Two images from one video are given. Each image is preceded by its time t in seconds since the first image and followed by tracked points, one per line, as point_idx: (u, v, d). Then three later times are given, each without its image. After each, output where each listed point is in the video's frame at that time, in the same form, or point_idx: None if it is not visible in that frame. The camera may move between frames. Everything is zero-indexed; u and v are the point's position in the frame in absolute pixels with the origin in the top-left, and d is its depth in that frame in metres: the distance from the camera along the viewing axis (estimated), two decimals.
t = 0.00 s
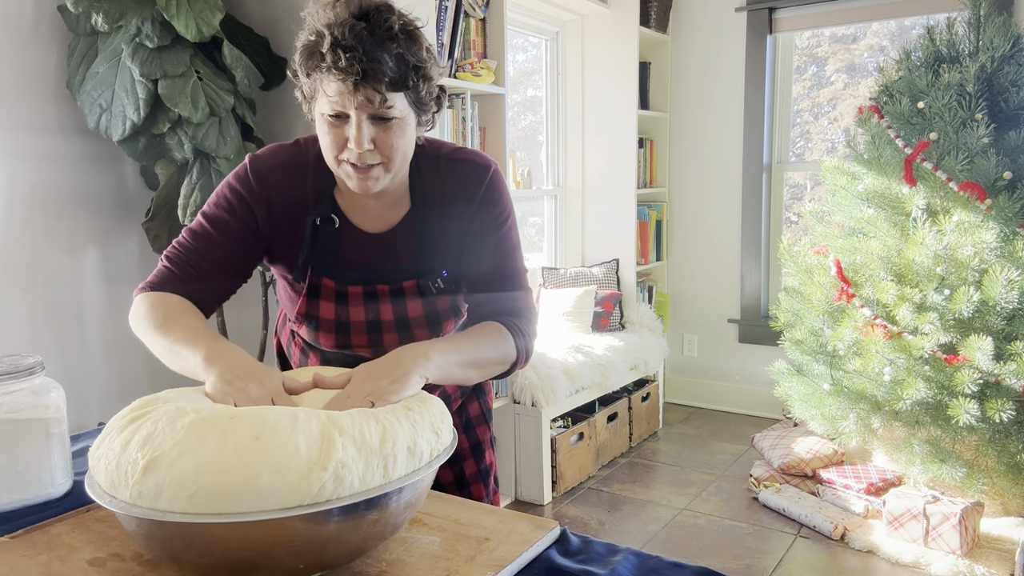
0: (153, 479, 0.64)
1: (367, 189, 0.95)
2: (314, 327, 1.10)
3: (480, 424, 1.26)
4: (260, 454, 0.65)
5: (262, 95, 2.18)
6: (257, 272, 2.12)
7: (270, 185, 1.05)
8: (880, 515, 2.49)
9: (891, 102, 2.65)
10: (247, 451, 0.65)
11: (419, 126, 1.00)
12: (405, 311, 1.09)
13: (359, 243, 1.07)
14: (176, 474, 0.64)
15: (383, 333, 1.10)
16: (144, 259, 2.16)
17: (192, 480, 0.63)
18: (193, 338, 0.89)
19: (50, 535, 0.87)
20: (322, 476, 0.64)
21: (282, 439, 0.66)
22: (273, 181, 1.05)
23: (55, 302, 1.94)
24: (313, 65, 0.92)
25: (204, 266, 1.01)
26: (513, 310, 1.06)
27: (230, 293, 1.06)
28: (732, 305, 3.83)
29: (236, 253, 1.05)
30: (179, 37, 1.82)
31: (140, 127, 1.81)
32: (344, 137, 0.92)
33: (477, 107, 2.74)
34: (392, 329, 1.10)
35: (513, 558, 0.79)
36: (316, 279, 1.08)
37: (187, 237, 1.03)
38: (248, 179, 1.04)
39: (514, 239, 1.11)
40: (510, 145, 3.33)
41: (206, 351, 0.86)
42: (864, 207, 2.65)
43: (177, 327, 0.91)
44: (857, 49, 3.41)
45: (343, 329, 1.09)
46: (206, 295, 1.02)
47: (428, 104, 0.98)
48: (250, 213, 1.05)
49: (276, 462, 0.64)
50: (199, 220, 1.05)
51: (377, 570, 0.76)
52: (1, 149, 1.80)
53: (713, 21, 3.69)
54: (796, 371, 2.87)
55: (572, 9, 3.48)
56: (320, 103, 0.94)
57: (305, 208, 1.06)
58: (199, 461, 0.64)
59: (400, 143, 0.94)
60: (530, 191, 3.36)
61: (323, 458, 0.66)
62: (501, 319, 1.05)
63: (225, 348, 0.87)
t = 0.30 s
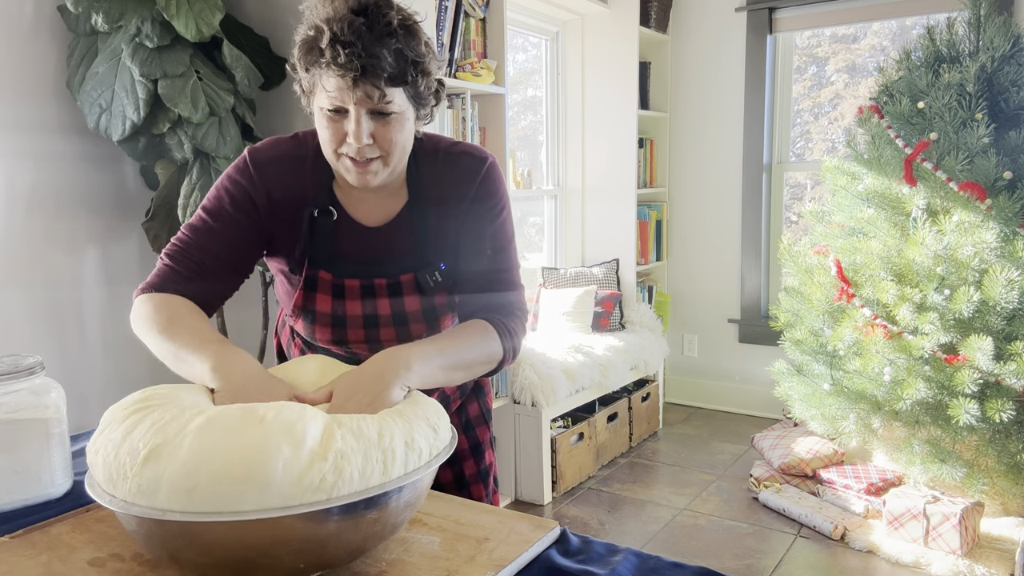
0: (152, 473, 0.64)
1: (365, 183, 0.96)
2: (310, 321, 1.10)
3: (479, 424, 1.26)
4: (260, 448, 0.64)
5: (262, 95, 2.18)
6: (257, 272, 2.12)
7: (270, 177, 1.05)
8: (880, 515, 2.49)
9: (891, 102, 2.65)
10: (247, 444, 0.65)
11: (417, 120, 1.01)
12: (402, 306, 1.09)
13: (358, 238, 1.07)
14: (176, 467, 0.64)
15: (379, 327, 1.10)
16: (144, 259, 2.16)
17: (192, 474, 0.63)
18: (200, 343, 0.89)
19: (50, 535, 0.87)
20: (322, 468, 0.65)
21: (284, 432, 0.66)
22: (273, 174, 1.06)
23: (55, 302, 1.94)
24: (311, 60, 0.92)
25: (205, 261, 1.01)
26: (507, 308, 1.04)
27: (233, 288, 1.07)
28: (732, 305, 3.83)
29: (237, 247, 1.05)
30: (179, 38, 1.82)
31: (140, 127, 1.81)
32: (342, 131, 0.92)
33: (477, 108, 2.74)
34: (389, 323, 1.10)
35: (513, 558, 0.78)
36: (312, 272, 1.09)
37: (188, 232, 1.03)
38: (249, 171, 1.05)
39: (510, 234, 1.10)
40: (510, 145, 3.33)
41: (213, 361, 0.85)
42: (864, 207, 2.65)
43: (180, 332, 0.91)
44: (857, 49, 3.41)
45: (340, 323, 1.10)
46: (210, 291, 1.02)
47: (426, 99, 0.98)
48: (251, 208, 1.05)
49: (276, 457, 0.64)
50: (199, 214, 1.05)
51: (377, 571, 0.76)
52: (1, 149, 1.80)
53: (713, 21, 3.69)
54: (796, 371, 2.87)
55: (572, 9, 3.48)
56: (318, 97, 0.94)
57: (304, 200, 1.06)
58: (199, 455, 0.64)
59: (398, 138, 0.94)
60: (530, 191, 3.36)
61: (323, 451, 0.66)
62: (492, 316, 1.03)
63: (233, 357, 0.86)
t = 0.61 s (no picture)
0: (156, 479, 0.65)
1: (367, 168, 0.96)
2: (309, 314, 1.10)
3: (478, 426, 1.25)
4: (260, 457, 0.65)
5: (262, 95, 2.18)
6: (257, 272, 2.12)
7: (261, 171, 1.06)
8: (880, 515, 2.49)
9: (891, 102, 2.65)
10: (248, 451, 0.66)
11: (418, 108, 1.01)
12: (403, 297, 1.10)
13: (359, 226, 1.07)
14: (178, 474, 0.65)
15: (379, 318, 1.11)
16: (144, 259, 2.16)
17: (193, 479, 0.64)
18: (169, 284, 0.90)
19: (50, 535, 0.87)
20: (320, 475, 0.65)
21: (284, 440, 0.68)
22: (265, 166, 1.06)
23: (55, 302, 1.94)
24: (316, 43, 0.92)
25: (194, 250, 1.03)
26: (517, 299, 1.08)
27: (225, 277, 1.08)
28: (732, 304, 3.83)
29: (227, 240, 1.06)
30: (179, 38, 1.82)
31: (140, 127, 1.81)
32: (345, 115, 0.92)
33: (477, 108, 2.74)
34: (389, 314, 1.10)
35: (513, 558, 0.79)
36: (310, 263, 1.08)
37: (182, 223, 1.05)
38: (240, 164, 1.06)
39: (514, 225, 1.12)
40: (510, 145, 3.33)
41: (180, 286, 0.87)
42: (863, 207, 2.66)
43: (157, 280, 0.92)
44: (857, 49, 3.41)
45: (339, 314, 1.10)
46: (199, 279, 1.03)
47: (427, 85, 0.98)
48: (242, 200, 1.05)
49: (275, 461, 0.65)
50: (195, 206, 1.07)
51: (377, 570, 0.76)
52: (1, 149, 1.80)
53: (713, 21, 3.69)
54: (796, 371, 2.87)
55: (572, 9, 3.48)
56: (320, 81, 0.94)
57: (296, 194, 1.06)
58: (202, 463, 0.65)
59: (401, 122, 0.94)
60: (530, 191, 3.36)
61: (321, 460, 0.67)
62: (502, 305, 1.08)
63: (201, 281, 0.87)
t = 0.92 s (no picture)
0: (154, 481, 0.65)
1: (368, 176, 0.95)
2: (313, 321, 1.11)
3: (478, 426, 1.26)
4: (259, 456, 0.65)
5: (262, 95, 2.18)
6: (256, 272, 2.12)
7: (261, 179, 1.05)
8: (880, 515, 2.49)
9: (891, 102, 2.65)
10: (244, 451, 0.65)
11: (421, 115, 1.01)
12: (407, 305, 1.10)
13: (361, 234, 1.08)
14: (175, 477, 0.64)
15: (384, 327, 1.11)
16: (144, 259, 2.16)
17: (191, 481, 0.63)
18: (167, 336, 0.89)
19: (50, 535, 0.87)
20: (321, 477, 0.65)
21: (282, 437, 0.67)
22: (265, 176, 1.05)
23: (55, 302, 1.94)
24: (317, 49, 0.92)
25: (200, 265, 1.03)
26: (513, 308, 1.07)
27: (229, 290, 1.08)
28: (732, 305, 3.83)
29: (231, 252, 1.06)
30: (179, 38, 1.82)
31: (140, 127, 1.81)
32: (347, 122, 0.92)
33: (477, 108, 2.74)
34: (393, 322, 1.10)
35: (513, 558, 0.79)
36: (314, 271, 1.09)
37: (185, 238, 1.05)
38: (239, 174, 1.04)
39: (514, 235, 1.13)
40: (510, 145, 3.33)
41: (170, 356, 0.85)
42: (864, 207, 2.66)
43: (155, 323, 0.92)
44: (857, 49, 3.42)
45: (343, 322, 1.10)
46: (204, 295, 1.03)
47: (430, 92, 0.98)
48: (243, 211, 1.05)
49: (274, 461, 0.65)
50: (196, 220, 1.06)
51: (377, 570, 0.76)
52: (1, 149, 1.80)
53: (712, 21, 3.69)
54: (796, 371, 2.87)
55: (572, 9, 3.48)
56: (322, 88, 0.94)
57: (300, 201, 1.06)
58: (198, 464, 0.64)
59: (403, 130, 0.94)
60: (530, 191, 3.36)
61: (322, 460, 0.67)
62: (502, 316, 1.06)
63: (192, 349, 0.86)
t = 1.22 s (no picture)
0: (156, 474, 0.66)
1: (361, 190, 0.96)
2: (303, 329, 1.11)
3: (478, 427, 1.26)
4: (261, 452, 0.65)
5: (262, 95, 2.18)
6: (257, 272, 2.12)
7: (259, 181, 1.05)
8: (880, 515, 2.49)
9: (891, 102, 2.65)
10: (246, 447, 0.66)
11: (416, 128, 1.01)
12: (399, 314, 1.11)
13: (354, 244, 1.08)
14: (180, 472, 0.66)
15: (374, 336, 1.12)
16: (144, 259, 2.16)
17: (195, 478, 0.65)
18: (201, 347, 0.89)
19: (50, 535, 0.87)
20: (322, 471, 0.66)
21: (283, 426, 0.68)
22: (263, 177, 1.05)
23: (56, 302, 1.94)
24: (308, 67, 0.91)
25: (198, 268, 1.02)
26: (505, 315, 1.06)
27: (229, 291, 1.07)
28: (732, 305, 3.82)
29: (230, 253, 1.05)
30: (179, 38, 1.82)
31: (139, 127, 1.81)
32: (339, 140, 0.92)
33: (477, 108, 2.74)
34: (385, 332, 1.11)
35: (513, 558, 0.79)
36: (305, 279, 1.09)
37: (180, 241, 1.03)
38: (237, 176, 1.04)
39: (508, 243, 1.12)
40: (510, 145, 3.33)
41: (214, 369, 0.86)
42: (864, 207, 2.66)
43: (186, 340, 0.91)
44: (857, 49, 3.42)
45: (333, 331, 1.10)
46: (205, 297, 1.02)
47: (424, 106, 0.98)
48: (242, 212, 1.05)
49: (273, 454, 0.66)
50: (190, 222, 1.04)
51: (377, 570, 0.76)
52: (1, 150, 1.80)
53: (712, 21, 3.69)
54: (796, 371, 2.87)
55: (572, 9, 3.48)
56: (313, 104, 0.93)
57: (297, 204, 1.06)
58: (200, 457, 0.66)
59: (396, 146, 0.94)
60: (530, 191, 3.36)
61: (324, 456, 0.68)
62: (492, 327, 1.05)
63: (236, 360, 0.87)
